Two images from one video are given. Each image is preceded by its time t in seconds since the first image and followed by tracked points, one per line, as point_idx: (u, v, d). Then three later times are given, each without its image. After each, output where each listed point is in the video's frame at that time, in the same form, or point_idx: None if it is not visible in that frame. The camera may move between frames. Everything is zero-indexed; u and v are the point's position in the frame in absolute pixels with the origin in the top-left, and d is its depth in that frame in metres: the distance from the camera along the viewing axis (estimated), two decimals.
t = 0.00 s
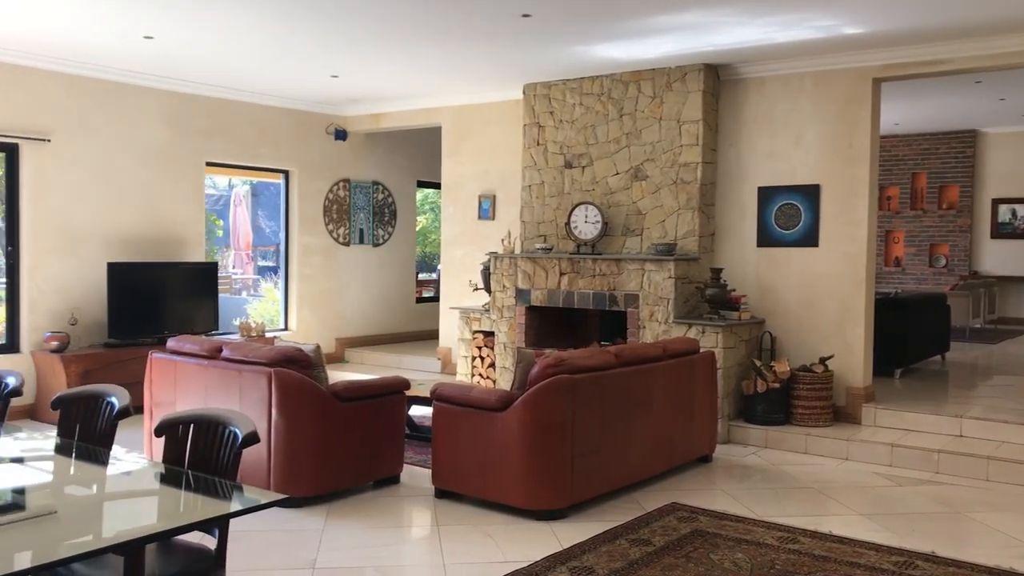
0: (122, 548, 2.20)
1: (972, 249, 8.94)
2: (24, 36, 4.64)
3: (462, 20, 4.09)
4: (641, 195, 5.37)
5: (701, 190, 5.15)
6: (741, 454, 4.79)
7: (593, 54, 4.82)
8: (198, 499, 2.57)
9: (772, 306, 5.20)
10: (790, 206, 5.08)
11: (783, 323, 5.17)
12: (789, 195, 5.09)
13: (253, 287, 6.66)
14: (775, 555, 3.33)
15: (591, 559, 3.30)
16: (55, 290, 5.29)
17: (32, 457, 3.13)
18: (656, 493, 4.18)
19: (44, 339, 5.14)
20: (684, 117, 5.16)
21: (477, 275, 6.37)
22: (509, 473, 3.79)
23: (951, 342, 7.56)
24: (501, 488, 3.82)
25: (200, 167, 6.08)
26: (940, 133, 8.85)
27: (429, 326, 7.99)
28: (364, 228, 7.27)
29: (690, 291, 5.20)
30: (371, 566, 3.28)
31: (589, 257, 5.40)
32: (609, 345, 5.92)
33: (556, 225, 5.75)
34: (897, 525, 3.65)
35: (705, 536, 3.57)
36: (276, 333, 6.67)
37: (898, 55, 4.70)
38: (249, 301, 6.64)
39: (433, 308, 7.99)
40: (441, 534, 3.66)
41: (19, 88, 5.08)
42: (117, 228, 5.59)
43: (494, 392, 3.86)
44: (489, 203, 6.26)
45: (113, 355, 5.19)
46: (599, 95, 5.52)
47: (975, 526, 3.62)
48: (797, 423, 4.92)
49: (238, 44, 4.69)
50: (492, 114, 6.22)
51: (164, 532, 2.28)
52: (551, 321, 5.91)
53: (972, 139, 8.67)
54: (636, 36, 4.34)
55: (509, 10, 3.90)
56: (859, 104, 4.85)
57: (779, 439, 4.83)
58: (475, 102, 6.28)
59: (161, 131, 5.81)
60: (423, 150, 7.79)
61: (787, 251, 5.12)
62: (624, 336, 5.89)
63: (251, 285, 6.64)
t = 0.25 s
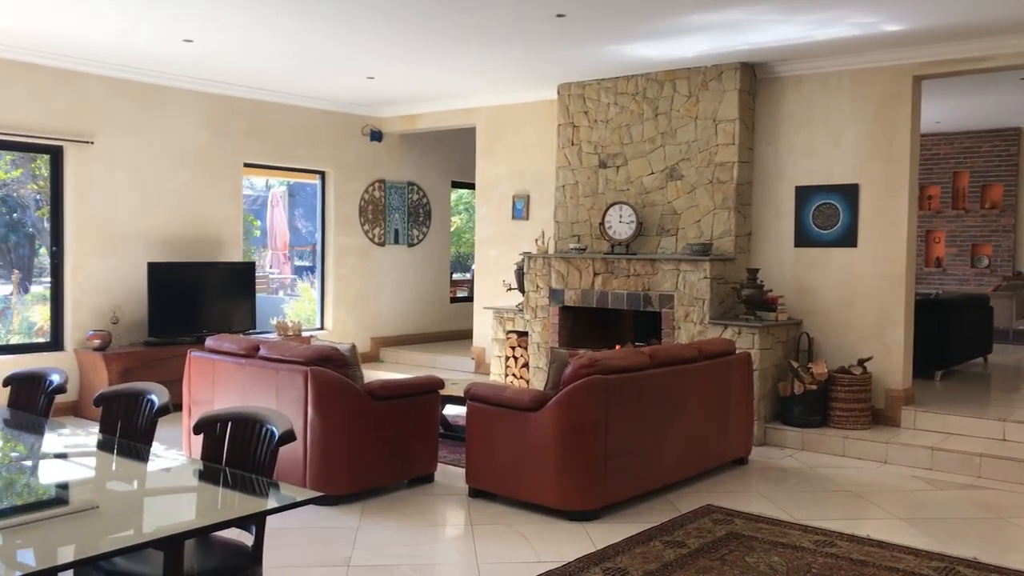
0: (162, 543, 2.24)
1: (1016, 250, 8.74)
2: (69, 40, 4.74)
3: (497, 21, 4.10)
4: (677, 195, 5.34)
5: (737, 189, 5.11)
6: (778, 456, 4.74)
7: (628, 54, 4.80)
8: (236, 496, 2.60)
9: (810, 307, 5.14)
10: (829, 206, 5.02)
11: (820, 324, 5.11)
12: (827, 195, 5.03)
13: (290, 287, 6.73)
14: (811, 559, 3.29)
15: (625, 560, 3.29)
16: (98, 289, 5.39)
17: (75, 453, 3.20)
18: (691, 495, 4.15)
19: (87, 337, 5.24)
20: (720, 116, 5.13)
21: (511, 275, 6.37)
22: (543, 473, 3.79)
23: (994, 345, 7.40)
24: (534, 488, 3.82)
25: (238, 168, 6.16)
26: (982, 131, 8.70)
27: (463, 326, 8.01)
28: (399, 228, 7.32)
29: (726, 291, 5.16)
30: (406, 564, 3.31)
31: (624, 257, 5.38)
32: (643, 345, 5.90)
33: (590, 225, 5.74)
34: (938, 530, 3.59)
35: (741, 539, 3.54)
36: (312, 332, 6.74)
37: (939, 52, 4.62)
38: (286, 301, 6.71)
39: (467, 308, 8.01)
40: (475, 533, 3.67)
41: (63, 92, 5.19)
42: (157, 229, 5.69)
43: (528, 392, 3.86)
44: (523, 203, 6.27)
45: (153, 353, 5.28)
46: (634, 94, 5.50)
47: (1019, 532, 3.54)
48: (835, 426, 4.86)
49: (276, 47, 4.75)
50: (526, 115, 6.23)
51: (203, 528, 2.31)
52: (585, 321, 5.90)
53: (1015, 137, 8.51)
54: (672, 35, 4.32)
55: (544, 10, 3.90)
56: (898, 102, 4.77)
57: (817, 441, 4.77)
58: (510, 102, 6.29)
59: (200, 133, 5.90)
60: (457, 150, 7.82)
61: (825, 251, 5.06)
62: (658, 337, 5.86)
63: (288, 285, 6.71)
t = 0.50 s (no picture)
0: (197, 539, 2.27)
1: None
2: (109, 44, 4.83)
3: (529, 20, 4.11)
4: (710, 194, 5.30)
5: (772, 189, 5.06)
6: (812, 459, 4.69)
7: (660, 53, 4.78)
8: (270, 493, 2.63)
9: (846, 308, 5.08)
10: (865, 205, 4.96)
11: (856, 325, 5.04)
12: (863, 194, 4.96)
13: (324, 286, 6.79)
14: (846, 563, 3.25)
15: (657, 562, 3.27)
16: (136, 288, 5.48)
17: (114, 449, 3.25)
18: (724, 497, 4.12)
19: (125, 336, 5.33)
20: (754, 115, 5.09)
21: (543, 275, 6.37)
22: (574, 474, 3.78)
23: None
24: (566, 488, 3.82)
25: (272, 169, 6.23)
26: None
27: (495, 326, 8.02)
28: (432, 229, 7.35)
29: (760, 291, 5.12)
30: (437, 563, 3.32)
31: (656, 257, 5.36)
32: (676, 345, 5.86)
33: (623, 225, 5.72)
34: (977, 535, 3.53)
35: (774, 542, 3.50)
36: (345, 331, 6.79)
37: (979, 49, 4.54)
38: (320, 300, 6.77)
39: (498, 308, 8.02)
40: (507, 533, 3.67)
41: (103, 94, 5.29)
42: (193, 229, 5.77)
43: (559, 392, 3.85)
44: (555, 203, 6.26)
45: (190, 351, 5.35)
46: (667, 93, 5.47)
47: None
48: (871, 428, 4.80)
49: (310, 48, 4.78)
50: (559, 115, 6.22)
51: (237, 524, 2.34)
52: (618, 321, 5.88)
53: None
54: (706, 33, 4.30)
55: (577, 10, 3.90)
56: (937, 100, 4.70)
57: (852, 444, 4.71)
58: (542, 102, 6.29)
59: (235, 134, 5.98)
60: (489, 150, 7.84)
61: (861, 251, 4.99)
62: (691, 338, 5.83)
63: (321, 285, 6.77)
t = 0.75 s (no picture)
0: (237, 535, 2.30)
1: None
2: (152, 47, 4.92)
3: (565, 21, 4.11)
4: (749, 194, 5.25)
5: (813, 188, 5.00)
6: (853, 462, 4.62)
7: (698, 52, 4.75)
8: (307, 491, 2.66)
9: (888, 309, 4.99)
10: (908, 204, 4.88)
11: (899, 326, 4.96)
12: (906, 193, 4.88)
13: (362, 286, 6.85)
14: (888, 568, 3.20)
15: (694, 564, 3.25)
16: (179, 287, 5.58)
17: (156, 445, 3.31)
18: (763, 499, 4.08)
19: (167, 334, 5.43)
20: (794, 114, 5.03)
21: (579, 275, 6.36)
22: (610, 475, 3.77)
23: None
24: (603, 489, 3.80)
25: (311, 170, 6.30)
26: None
27: (531, 326, 8.03)
28: (468, 229, 7.37)
29: (801, 292, 5.05)
30: (474, 562, 3.33)
31: (694, 257, 5.32)
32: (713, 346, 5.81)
33: (660, 225, 5.69)
34: None
35: (813, 545, 3.46)
36: (383, 331, 6.84)
37: None
38: (357, 300, 6.82)
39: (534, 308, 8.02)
40: (543, 533, 3.67)
41: (146, 97, 5.39)
42: (234, 229, 5.86)
43: (595, 392, 3.84)
44: (591, 203, 6.24)
45: (231, 350, 5.43)
46: (705, 92, 5.43)
47: None
48: (914, 432, 4.72)
49: (349, 50, 4.83)
50: (596, 114, 6.20)
51: (276, 521, 2.37)
52: (655, 321, 5.85)
53: None
54: (745, 31, 4.26)
55: (615, 9, 3.88)
56: (983, 97, 4.60)
57: (894, 447, 4.63)
58: (579, 102, 6.28)
59: (275, 135, 6.05)
60: (526, 150, 7.84)
61: (904, 252, 4.91)
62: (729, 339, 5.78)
63: (359, 284, 6.83)
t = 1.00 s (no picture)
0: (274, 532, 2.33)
1: None
2: (192, 50, 5.00)
3: (599, 20, 4.10)
4: (787, 193, 5.20)
5: (851, 187, 4.93)
6: (892, 465, 4.55)
7: (733, 50, 4.71)
8: (342, 489, 2.68)
9: (928, 311, 4.91)
10: (949, 204, 4.79)
11: (940, 328, 4.87)
12: (947, 192, 4.80)
13: (397, 286, 6.89)
14: (928, 573, 3.15)
15: (729, 567, 3.22)
16: (217, 287, 5.66)
17: (194, 442, 3.36)
18: (800, 502, 4.03)
19: (206, 333, 5.51)
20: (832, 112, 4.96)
21: (613, 275, 6.34)
22: (644, 476, 3.75)
23: None
24: (637, 490, 3.79)
25: (346, 170, 6.35)
26: None
27: (564, 327, 8.02)
28: (502, 229, 7.39)
29: (839, 293, 4.99)
30: (507, 561, 3.34)
31: (730, 257, 5.28)
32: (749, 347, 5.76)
33: (695, 225, 5.65)
34: None
35: (851, 549, 3.41)
36: (417, 330, 6.87)
37: None
38: (392, 299, 6.87)
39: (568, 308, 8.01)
40: (576, 533, 3.67)
41: (186, 99, 5.48)
42: (270, 229, 5.93)
43: (629, 393, 3.82)
44: (626, 203, 6.22)
45: (268, 349, 5.50)
46: (741, 91, 5.38)
47: None
48: (954, 435, 4.63)
49: (385, 51, 4.86)
50: (631, 113, 6.18)
51: (311, 518, 2.40)
52: (690, 322, 5.81)
53: None
54: (782, 29, 4.21)
55: (651, 7, 3.86)
56: None
57: (935, 451, 4.55)
58: (614, 101, 6.26)
59: (311, 136, 6.11)
60: (560, 150, 7.83)
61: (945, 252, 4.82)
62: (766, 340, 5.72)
63: (394, 284, 6.87)
